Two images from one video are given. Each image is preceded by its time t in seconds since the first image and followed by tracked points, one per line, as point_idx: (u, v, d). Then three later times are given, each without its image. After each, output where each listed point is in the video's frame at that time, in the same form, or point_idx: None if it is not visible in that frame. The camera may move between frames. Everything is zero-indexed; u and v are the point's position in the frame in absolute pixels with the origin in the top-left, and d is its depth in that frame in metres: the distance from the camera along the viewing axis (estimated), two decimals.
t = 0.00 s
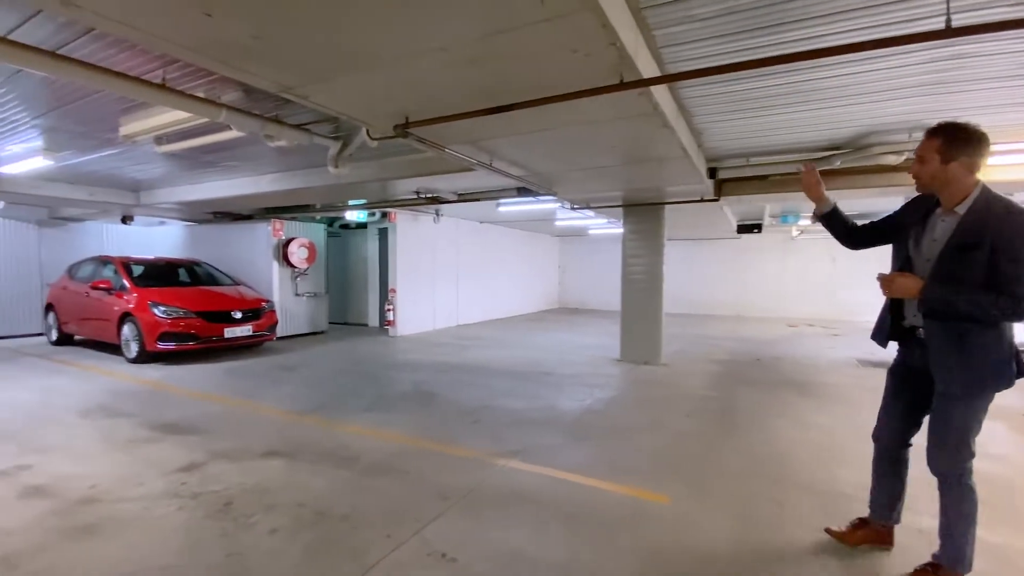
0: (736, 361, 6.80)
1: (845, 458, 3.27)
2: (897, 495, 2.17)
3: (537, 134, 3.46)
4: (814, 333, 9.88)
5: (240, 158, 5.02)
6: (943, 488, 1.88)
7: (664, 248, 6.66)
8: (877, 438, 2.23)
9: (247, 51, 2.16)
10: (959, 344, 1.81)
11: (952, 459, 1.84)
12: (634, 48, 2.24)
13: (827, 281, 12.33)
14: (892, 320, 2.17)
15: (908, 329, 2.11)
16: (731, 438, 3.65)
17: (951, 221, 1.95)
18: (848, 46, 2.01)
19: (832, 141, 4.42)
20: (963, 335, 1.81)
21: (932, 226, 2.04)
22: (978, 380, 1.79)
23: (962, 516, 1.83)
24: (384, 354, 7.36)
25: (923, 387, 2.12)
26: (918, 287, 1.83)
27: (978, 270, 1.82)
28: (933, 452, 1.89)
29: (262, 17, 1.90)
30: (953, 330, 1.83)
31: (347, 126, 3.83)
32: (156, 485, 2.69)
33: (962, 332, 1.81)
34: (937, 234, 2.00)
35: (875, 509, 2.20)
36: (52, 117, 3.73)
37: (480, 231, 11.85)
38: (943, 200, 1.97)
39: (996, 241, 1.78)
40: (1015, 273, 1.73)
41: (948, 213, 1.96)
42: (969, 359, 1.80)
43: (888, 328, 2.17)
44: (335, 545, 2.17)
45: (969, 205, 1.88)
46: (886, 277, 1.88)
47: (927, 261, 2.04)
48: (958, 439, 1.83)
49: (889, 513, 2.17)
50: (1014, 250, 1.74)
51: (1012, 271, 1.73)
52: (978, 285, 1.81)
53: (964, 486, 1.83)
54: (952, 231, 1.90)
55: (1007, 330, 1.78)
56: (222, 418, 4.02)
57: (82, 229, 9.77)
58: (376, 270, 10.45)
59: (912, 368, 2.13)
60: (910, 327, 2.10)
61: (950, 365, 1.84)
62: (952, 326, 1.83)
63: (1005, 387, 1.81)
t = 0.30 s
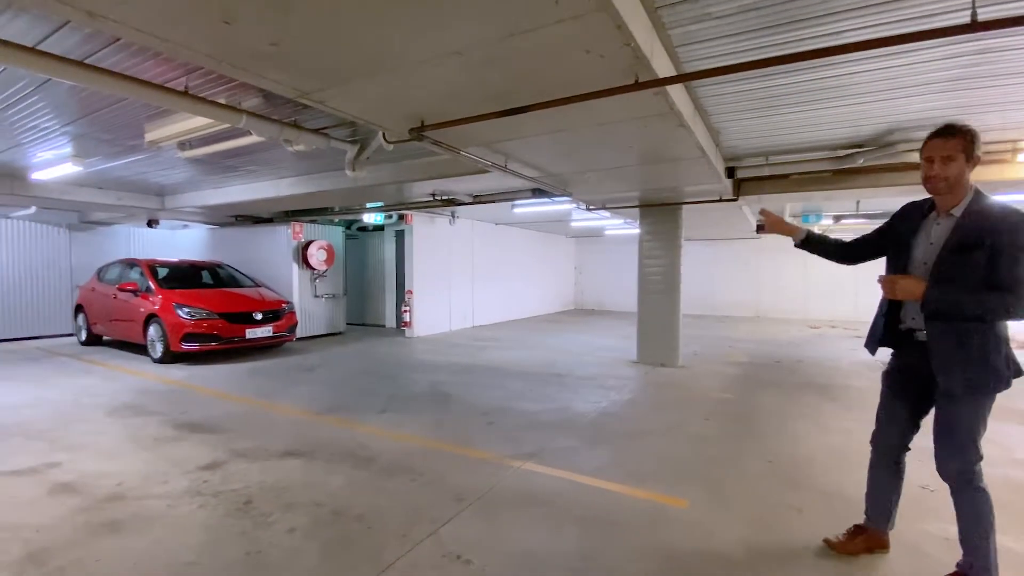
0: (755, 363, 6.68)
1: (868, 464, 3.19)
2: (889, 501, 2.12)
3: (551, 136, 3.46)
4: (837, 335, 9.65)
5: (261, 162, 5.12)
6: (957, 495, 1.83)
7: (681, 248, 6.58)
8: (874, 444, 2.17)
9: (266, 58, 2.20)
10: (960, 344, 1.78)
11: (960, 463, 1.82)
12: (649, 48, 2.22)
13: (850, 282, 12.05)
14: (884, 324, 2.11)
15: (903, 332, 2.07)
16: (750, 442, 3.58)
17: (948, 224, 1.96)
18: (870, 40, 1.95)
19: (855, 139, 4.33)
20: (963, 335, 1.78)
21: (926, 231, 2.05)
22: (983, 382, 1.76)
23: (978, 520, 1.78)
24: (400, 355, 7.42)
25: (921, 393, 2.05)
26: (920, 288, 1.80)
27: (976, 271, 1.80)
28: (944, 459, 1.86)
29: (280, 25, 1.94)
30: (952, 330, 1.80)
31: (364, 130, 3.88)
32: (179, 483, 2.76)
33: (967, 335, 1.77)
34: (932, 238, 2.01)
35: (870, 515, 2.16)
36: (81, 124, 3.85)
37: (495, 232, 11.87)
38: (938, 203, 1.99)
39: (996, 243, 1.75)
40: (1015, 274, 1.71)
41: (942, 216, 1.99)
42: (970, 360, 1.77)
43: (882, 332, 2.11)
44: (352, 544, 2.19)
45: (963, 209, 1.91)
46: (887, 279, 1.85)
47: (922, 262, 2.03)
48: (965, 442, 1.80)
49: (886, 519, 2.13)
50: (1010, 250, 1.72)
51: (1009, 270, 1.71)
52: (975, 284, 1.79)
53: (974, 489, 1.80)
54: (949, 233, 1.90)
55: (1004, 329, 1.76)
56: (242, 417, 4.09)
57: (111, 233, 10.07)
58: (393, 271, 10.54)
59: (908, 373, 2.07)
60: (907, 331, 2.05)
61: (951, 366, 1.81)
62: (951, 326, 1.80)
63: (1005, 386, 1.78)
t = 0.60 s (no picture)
0: (766, 365, 6.61)
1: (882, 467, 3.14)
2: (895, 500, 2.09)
3: (559, 137, 3.45)
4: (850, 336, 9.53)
5: (271, 165, 5.17)
6: (955, 491, 1.83)
7: (690, 249, 6.55)
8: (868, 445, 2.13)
9: (276, 62, 2.22)
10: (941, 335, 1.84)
11: (952, 457, 1.83)
12: (657, 48, 2.22)
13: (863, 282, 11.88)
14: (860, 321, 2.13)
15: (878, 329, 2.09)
16: (760, 445, 3.55)
17: (920, 224, 2.03)
18: (880, 38, 1.93)
19: (866, 138, 4.28)
20: (943, 326, 1.85)
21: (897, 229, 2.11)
22: (960, 369, 1.82)
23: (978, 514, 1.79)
24: (409, 356, 7.44)
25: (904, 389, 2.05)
26: (902, 283, 1.84)
27: (953, 264, 1.88)
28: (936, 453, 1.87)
29: (289, 29, 1.96)
30: (932, 322, 1.86)
31: (372, 133, 3.91)
32: (191, 483, 2.79)
33: (946, 324, 1.84)
34: (905, 237, 2.07)
35: (880, 518, 2.12)
36: (96, 129, 3.92)
37: (503, 234, 11.87)
38: (911, 202, 2.06)
39: (970, 238, 1.85)
40: (988, 266, 1.81)
41: (915, 215, 2.06)
42: (953, 349, 1.82)
43: (862, 331, 2.12)
44: (361, 545, 2.20)
45: (937, 205, 1.97)
46: (871, 275, 1.88)
47: (898, 261, 2.08)
48: (953, 433, 1.83)
49: (895, 522, 2.10)
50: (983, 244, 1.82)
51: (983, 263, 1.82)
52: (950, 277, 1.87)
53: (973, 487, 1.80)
54: (924, 230, 1.97)
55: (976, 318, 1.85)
56: (254, 417, 4.14)
57: (125, 235, 10.23)
58: (401, 273, 10.58)
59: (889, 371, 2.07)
60: (885, 328, 2.06)
61: (934, 358, 1.86)
62: (931, 318, 1.86)
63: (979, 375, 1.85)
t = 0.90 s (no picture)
0: (769, 366, 6.60)
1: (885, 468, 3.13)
2: (897, 502, 2.08)
3: (563, 137, 3.46)
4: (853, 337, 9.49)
5: (274, 167, 5.19)
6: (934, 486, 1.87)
7: (692, 250, 6.53)
8: (869, 448, 2.11)
9: (279, 65, 2.24)
10: (938, 331, 1.84)
11: (946, 453, 1.85)
12: (659, 52, 2.23)
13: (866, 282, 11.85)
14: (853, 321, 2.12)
15: (872, 329, 2.07)
16: (763, 446, 3.54)
17: (907, 224, 2.03)
18: (882, 39, 1.93)
19: (868, 138, 4.27)
20: (939, 322, 1.85)
21: (883, 230, 2.12)
22: (956, 365, 1.82)
23: (956, 509, 1.84)
24: (411, 357, 7.45)
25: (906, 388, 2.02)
26: (901, 281, 1.84)
27: (943, 260, 1.89)
28: (931, 450, 1.87)
29: (292, 33, 1.98)
30: (928, 318, 1.87)
31: (375, 135, 3.93)
32: (195, 483, 2.81)
33: (939, 319, 1.85)
34: (891, 238, 2.08)
35: (883, 519, 2.12)
36: (100, 131, 3.94)
37: (505, 235, 11.88)
38: (894, 205, 2.07)
39: (957, 233, 1.87)
40: (980, 260, 1.81)
41: (899, 216, 2.07)
42: (949, 345, 1.82)
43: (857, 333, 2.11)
44: (364, 545, 2.21)
45: (922, 205, 1.99)
46: (868, 273, 1.88)
47: (888, 260, 2.07)
48: (949, 430, 1.84)
49: (899, 524, 2.09)
50: (974, 241, 1.83)
51: (976, 259, 1.81)
52: (943, 273, 1.88)
53: (952, 482, 1.84)
54: (913, 229, 1.98)
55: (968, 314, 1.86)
56: (257, 418, 4.15)
57: (129, 237, 10.27)
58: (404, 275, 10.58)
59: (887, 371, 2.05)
60: (878, 327, 2.05)
61: (930, 354, 1.85)
62: (927, 314, 1.87)
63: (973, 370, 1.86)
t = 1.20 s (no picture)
0: (769, 367, 6.60)
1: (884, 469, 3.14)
2: (894, 503, 2.08)
3: (562, 139, 3.47)
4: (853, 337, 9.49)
5: (274, 168, 5.19)
6: (927, 488, 1.88)
7: (692, 251, 6.54)
8: (866, 449, 2.12)
9: (280, 67, 2.25)
10: (930, 331, 1.85)
11: (938, 455, 1.85)
12: (659, 53, 2.23)
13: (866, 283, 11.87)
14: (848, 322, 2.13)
15: (865, 331, 2.08)
16: (763, 446, 3.54)
17: (902, 226, 2.04)
18: (882, 40, 1.93)
19: (867, 140, 4.28)
20: (932, 322, 1.86)
21: (879, 232, 2.12)
22: (947, 365, 1.82)
23: (950, 512, 1.84)
24: (411, 358, 7.45)
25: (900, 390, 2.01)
26: (904, 280, 1.80)
27: (939, 259, 1.90)
28: (923, 453, 1.87)
29: (292, 34, 1.98)
30: (921, 319, 1.88)
31: (375, 136, 3.94)
32: (195, 484, 2.81)
33: (933, 318, 1.86)
34: (887, 240, 2.08)
35: (883, 520, 2.12)
36: (100, 132, 3.94)
37: (505, 236, 11.89)
38: (891, 205, 2.07)
39: (954, 233, 1.87)
40: (976, 260, 1.82)
41: (896, 217, 2.07)
42: (942, 345, 1.83)
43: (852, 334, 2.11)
44: (364, 545, 2.22)
45: (919, 205, 1.99)
46: (870, 276, 1.82)
47: (886, 261, 2.07)
48: (940, 431, 1.85)
49: (899, 525, 2.09)
50: (969, 241, 1.84)
51: (972, 259, 1.82)
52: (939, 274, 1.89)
53: (945, 483, 1.84)
54: (909, 229, 1.99)
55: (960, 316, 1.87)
56: (256, 419, 4.15)
57: (128, 238, 10.26)
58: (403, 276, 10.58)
59: (879, 373, 2.04)
60: (872, 328, 2.06)
61: (924, 355, 1.86)
62: (920, 315, 1.88)
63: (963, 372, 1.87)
